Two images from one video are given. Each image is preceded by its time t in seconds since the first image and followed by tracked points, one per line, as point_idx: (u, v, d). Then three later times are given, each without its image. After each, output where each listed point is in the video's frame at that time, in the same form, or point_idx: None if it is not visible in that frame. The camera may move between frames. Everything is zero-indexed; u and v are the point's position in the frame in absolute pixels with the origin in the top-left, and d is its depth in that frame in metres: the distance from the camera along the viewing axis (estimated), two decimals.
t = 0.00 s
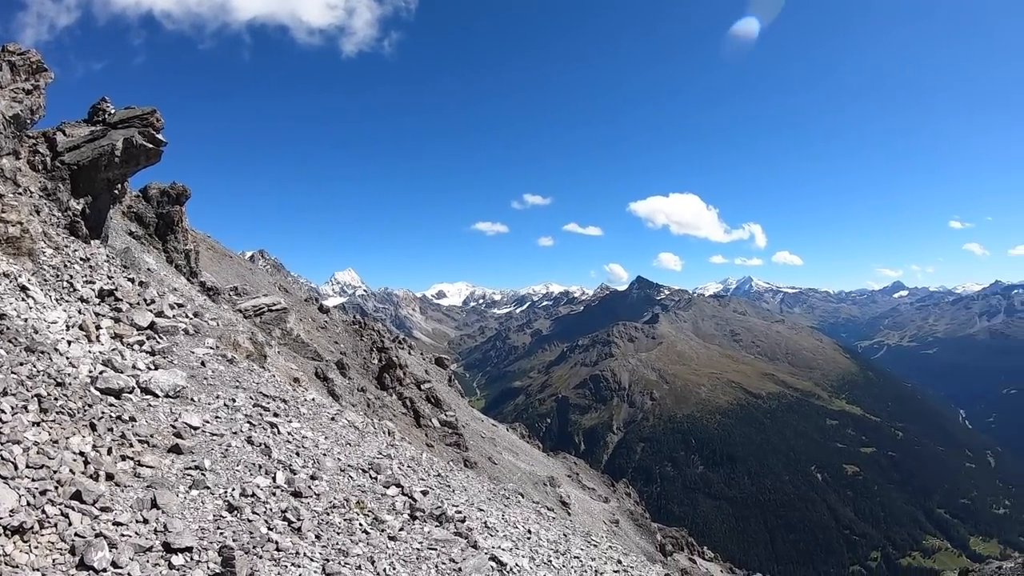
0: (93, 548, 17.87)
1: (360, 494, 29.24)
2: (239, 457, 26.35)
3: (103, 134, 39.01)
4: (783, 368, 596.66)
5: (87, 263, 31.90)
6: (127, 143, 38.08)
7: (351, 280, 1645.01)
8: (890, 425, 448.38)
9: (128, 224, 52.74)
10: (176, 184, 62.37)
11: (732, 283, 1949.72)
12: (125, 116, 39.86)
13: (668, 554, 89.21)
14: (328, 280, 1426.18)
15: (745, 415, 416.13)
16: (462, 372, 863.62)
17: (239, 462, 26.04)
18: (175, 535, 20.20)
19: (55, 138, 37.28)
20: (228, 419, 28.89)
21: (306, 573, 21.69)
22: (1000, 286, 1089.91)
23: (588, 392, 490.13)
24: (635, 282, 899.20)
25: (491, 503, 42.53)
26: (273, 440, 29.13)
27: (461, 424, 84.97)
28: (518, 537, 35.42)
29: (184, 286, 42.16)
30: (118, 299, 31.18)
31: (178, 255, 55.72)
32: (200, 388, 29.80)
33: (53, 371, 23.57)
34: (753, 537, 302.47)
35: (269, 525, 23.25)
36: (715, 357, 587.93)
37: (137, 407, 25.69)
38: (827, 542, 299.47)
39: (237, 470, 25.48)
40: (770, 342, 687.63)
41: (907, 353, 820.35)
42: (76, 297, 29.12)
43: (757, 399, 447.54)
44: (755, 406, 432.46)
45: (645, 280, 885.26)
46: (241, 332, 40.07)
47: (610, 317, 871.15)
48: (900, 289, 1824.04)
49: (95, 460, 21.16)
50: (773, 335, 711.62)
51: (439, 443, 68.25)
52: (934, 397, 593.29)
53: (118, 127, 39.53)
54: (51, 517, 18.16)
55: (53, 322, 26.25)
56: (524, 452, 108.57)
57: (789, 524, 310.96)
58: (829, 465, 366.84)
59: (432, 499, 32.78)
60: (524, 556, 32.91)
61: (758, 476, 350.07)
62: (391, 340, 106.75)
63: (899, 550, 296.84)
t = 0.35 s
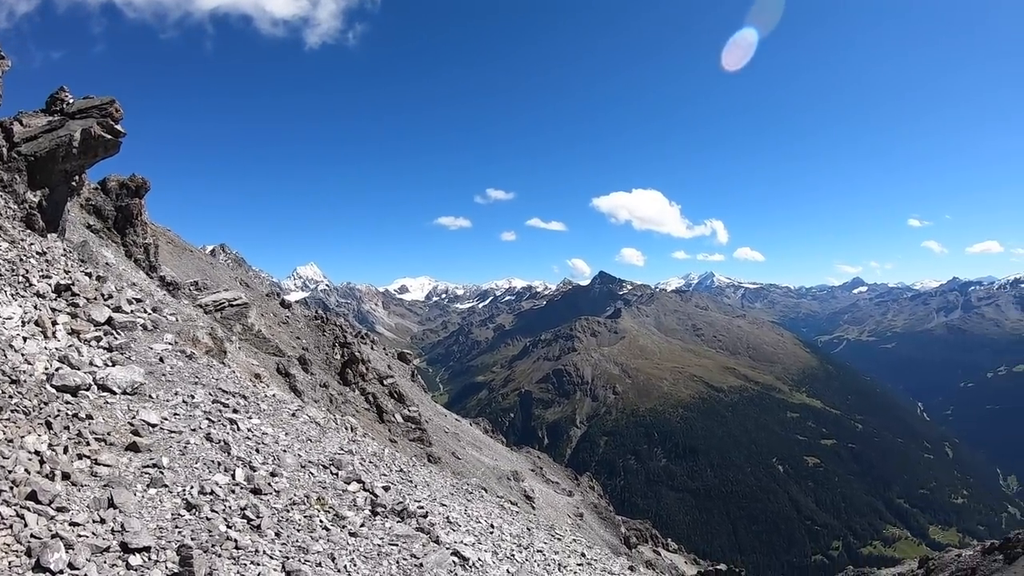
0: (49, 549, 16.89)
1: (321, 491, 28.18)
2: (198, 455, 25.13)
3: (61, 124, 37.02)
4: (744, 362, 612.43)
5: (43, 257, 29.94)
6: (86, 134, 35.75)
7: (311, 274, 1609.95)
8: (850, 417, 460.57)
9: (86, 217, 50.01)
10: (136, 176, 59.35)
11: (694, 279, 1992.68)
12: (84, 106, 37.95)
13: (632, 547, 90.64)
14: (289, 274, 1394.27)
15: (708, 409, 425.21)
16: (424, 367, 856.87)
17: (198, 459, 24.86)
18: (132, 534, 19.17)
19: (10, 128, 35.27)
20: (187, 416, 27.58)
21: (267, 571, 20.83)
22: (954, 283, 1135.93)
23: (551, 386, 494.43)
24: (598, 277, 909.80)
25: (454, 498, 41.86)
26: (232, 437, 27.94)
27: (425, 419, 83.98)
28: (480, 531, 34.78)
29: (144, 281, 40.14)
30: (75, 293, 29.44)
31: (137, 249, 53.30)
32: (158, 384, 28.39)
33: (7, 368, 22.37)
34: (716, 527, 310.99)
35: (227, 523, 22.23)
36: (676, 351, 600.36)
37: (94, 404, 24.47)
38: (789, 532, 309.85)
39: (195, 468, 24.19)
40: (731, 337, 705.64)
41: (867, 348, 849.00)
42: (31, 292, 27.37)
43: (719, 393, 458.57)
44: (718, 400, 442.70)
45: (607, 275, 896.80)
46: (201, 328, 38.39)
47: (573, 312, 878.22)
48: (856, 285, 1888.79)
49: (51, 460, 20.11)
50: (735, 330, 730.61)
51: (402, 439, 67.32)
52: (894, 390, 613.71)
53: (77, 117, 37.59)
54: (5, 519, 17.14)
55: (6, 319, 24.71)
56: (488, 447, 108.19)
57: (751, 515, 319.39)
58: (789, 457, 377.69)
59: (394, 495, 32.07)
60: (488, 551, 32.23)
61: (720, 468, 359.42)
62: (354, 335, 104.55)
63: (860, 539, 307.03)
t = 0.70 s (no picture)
0: (18, 549, 16.28)
1: (295, 485, 27.66)
2: (170, 450, 24.55)
3: (30, 114, 35.34)
4: (719, 355, 622.78)
5: (12, 249, 28.68)
6: (58, 125, 34.32)
7: (286, 266, 1587.62)
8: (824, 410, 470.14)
9: (57, 208, 48.24)
10: (108, 166, 57.54)
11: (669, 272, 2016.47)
12: (55, 94, 36.31)
13: (608, 539, 91.65)
14: (263, 267, 1372.16)
15: (683, 402, 431.66)
16: (399, 360, 852.37)
17: (170, 454, 24.25)
18: (103, 532, 18.64)
19: None
20: (160, 411, 26.88)
21: (240, 569, 20.31)
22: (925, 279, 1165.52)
23: (527, 379, 497.04)
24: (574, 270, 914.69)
25: (429, 491, 41.66)
26: (205, 432, 27.26)
27: (400, 412, 83.61)
28: (456, 526, 34.53)
29: (116, 274, 38.84)
30: (46, 287, 28.42)
31: (110, 242, 51.80)
32: (132, 379, 27.69)
33: None
34: (692, 519, 317.27)
35: (200, 519, 21.66)
36: (651, 344, 608.01)
37: (66, 400, 23.80)
38: (764, 522, 317.33)
39: (168, 464, 23.64)
40: (705, 330, 717.45)
41: (839, 341, 871.06)
42: None
43: (694, 386, 465.79)
44: (691, 393, 449.74)
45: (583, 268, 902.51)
46: (174, 321, 37.44)
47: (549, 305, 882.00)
48: (829, 281, 1931.35)
49: (21, 456, 19.51)
50: (709, 324, 742.43)
51: (378, 432, 66.90)
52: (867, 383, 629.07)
53: (48, 106, 35.98)
54: None
55: None
56: (464, 440, 108.13)
57: (726, 506, 326.49)
58: (762, 448, 386.41)
59: (369, 489, 31.62)
60: (463, 545, 31.99)
61: (696, 460, 365.77)
62: (329, 328, 103.27)
63: (834, 530, 316.09)
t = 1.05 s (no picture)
0: None
1: (265, 487, 27.17)
2: (139, 452, 23.89)
3: None
4: (691, 353, 632.35)
5: None
6: (25, 121, 32.91)
7: (256, 264, 1561.09)
8: (794, 406, 480.99)
9: (24, 206, 46.80)
10: (77, 163, 55.43)
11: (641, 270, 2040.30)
12: (22, 88, 34.77)
13: (581, 535, 92.54)
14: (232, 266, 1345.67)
15: (655, 399, 437.22)
16: (371, 359, 845.59)
17: (139, 457, 23.64)
18: (72, 536, 18.11)
19: None
20: (127, 412, 26.08)
21: (210, 572, 19.89)
22: (893, 278, 1198.87)
23: (499, 377, 498.31)
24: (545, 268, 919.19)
25: (401, 491, 41.36)
26: (174, 433, 26.62)
27: (372, 412, 82.84)
28: (428, 525, 34.36)
29: (85, 272, 37.55)
30: (11, 287, 27.52)
31: (80, 241, 50.12)
32: (100, 380, 27.02)
33: None
34: (665, 515, 321.72)
35: (169, 522, 21.11)
36: (623, 342, 614.38)
37: (32, 402, 23.07)
38: (737, 517, 323.56)
39: (136, 465, 23.01)
40: (676, 327, 728.07)
41: (809, 338, 894.03)
42: None
43: (665, 383, 472.36)
44: (661, 390, 455.80)
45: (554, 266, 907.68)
46: (143, 321, 36.39)
47: (521, 302, 885.22)
48: (798, 280, 1976.91)
49: None
50: (680, 321, 753.90)
51: (350, 432, 66.16)
52: (836, 379, 644.94)
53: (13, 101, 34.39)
54: None
55: None
56: (437, 439, 107.72)
57: (699, 502, 332.32)
58: (734, 444, 393.54)
59: (340, 489, 31.30)
60: (435, 545, 31.83)
61: (668, 457, 370.87)
62: (300, 327, 101.82)
63: (806, 524, 323.59)
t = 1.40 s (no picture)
0: None
1: (235, 491, 26.69)
2: (107, 457, 23.25)
3: None
4: (662, 353, 639.51)
5: None
6: None
7: (225, 267, 1534.56)
8: (765, 406, 489.03)
9: None
10: (46, 162, 53.45)
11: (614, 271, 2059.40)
12: None
13: (555, 536, 92.84)
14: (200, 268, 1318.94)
15: (626, 400, 441.73)
16: (343, 362, 836.09)
17: (108, 462, 23.00)
18: (39, 545, 17.58)
19: None
20: (96, 418, 25.42)
21: None
22: (861, 279, 1227.71)
23: (471, 379, 498.32)
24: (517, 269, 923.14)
25: (373, 495, 40.91)
26: (144, 438, 25.99)
27: (344, 415, 81.81)
28: (399, 528, 34.07)
29: (52, 274, 36.49)
30: None
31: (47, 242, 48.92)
32: (67, 385, 26.27)
33: None
34: (639, 514, 324.23)
35: (139, 529, 20.59)
36: (594, 343, 619.29)
37: None
38: (710, 516, 327.33)
39: (105, 472, 22.36)
40: (647, 329, 736.44)
41: (779, 338, 912.96)
42: None
43: (637, 384, 477.23)
44: (633, 391, 460.72)
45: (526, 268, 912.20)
46: (112, 325, 35.55)
47: (492, 304, 886.45)
48: (768, 280, 2014.47)
49: None
50: (651, 322, 762.96)
51: (322, 436, 65.33)
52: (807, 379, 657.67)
53: None
54: None
55: None
56: (409, 442, 106.88)
57: (672, 502, 335.78)
58: (706, 444, 398.70)
59: (311, 493, 30.85)
60: (407, 547, 31.53)
61: (641, 457, 374.69)
62: (270, 330, 100.28)
63: (779, 521, 328.42)
